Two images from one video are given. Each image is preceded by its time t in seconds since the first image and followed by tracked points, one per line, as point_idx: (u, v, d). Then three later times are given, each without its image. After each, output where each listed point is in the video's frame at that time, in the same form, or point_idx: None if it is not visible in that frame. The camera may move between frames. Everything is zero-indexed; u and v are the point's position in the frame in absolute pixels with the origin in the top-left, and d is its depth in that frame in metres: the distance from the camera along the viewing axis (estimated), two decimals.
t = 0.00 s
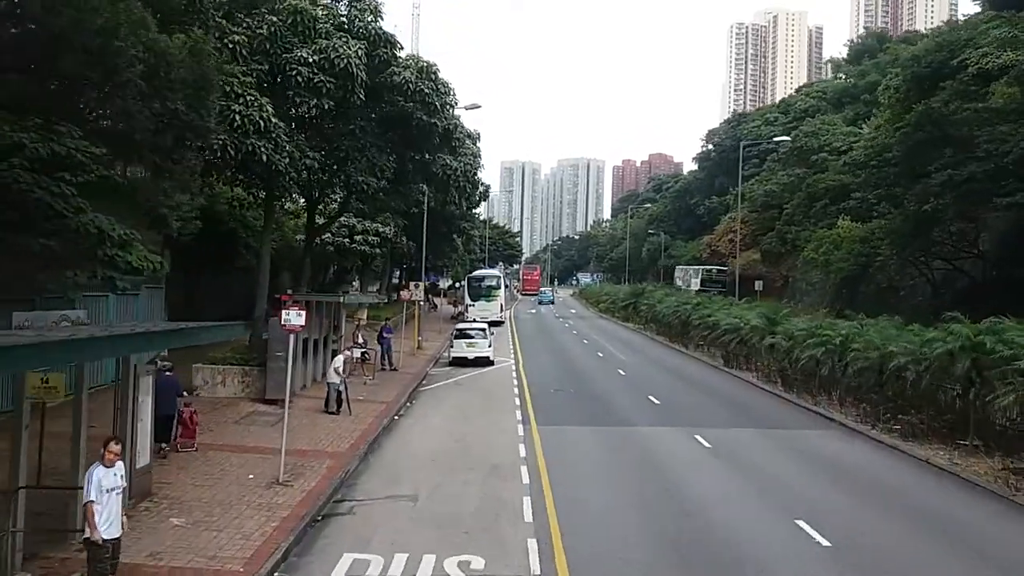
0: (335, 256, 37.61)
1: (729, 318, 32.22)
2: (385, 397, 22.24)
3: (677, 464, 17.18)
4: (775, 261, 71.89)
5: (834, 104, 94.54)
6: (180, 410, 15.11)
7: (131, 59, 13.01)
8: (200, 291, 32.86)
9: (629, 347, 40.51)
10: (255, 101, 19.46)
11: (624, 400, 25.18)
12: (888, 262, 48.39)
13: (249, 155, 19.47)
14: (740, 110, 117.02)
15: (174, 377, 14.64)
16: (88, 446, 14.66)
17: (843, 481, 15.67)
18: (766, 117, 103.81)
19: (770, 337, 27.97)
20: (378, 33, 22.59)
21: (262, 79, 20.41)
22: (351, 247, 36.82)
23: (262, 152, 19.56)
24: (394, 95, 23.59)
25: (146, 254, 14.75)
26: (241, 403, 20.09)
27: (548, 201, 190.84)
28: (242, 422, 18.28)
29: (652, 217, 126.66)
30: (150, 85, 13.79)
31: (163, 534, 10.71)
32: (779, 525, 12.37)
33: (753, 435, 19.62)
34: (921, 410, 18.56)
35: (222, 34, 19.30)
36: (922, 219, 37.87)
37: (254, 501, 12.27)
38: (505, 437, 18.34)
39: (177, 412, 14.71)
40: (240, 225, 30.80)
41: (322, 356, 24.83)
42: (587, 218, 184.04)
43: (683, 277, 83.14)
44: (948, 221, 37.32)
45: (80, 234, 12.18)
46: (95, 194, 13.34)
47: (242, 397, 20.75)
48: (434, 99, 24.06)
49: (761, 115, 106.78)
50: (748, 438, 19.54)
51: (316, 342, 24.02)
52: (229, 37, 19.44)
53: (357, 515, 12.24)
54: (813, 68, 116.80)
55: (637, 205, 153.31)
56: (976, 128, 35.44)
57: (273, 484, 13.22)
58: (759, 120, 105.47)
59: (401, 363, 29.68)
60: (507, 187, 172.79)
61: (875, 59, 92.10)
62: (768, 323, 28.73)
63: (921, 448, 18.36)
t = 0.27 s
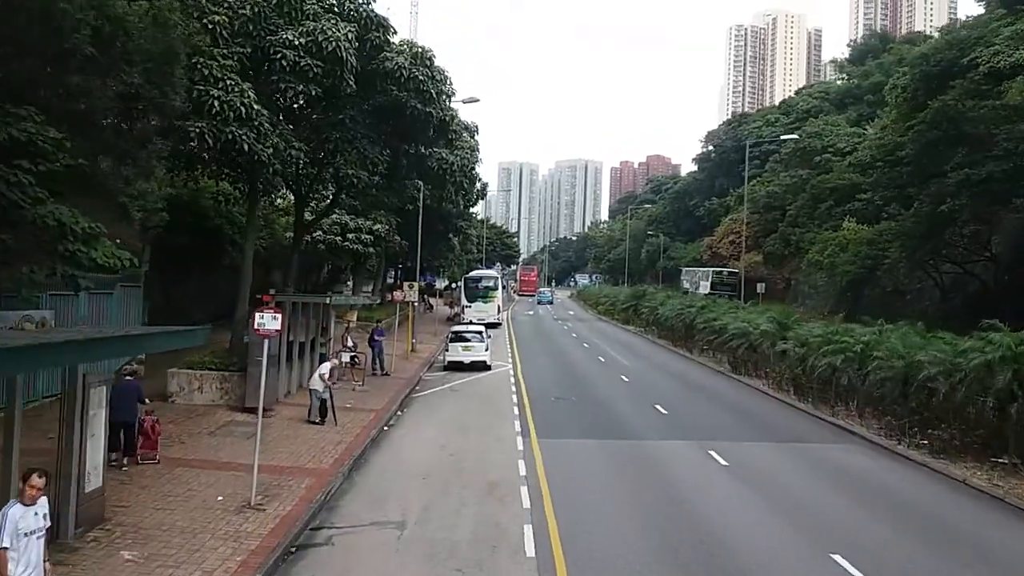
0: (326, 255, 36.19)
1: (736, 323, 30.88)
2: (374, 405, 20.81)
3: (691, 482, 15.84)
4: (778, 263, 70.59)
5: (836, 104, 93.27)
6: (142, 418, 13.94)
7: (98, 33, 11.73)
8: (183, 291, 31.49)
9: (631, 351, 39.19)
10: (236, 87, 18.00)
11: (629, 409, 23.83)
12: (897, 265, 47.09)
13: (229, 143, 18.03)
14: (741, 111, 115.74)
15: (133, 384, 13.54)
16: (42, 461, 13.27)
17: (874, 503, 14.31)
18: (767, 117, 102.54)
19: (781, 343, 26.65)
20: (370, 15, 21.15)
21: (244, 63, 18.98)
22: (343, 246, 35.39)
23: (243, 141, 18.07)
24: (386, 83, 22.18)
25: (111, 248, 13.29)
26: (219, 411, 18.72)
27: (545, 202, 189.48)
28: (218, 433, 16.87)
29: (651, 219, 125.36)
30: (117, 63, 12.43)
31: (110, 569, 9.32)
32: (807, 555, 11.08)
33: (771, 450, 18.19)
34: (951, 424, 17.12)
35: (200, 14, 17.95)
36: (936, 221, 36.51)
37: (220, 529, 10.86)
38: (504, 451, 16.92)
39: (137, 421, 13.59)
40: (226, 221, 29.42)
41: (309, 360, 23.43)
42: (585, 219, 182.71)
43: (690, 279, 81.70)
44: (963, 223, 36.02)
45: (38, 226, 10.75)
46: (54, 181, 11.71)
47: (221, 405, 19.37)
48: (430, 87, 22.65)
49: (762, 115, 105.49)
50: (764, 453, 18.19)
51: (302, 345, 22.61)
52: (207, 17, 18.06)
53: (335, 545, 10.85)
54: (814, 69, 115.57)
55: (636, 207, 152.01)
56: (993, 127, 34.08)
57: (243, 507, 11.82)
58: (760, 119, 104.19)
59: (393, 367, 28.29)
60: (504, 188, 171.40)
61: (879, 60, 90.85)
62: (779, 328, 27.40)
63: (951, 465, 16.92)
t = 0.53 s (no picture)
0: (317, 253, 34.87)
1: (744, 327, 29.62)
2: (363, 413, 19.43)
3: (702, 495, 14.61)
4: (780, 265, 69.41)
5: (838, 105, 92.09)
6: (97, 427, 12.88)
7: None
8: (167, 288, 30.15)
9: (632, 354, 37.95)
10: (215, 70, 16.70)
11: (633, 416, 22.58)
12: (904, 268, 45.88)
13: (208, 132, 16.69)
14: (741, 112, 114.56)
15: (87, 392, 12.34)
16: None
17: (907, 524, 13.05)
18: (767, 118, 101.25)
19: (793, 348, 25.39)
20: None
21: (224, 46, 17.68)
22: (335, 244, 34.08)
23: (222, 128, 16.72)
24: (379, 71, 20.92)
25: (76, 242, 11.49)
26: (195, 420, 17.42)
27: (542, 203, 188.23)
28: (192, 444, 15.54)
29: (650, 220, 124.22)
30: (77, 39, 11.17)
31: None
32: None
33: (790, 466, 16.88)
34: (987, 438, 15.77)
35: None
36: (949, 222, 35.32)
37: (181, 562, 9.55)
38: (502, 465, 15.54)
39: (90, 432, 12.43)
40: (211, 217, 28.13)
41: (295, 364, 22.10)
42: (582, 221, 181.60)
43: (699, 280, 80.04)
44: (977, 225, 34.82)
45: None
46: None
47: (198, 413, 18.07)
48: (424, 74, 21.35)
49: (762, 116, 104.25)
50: (782, 467, 16.91)
51: (287, 349, 21.29)
52: None
53: None
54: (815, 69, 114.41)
55: (633, 208, 150.96)
56: (1010, 124, 32.89)
57: (210, 536, 10.52)
58: (759, 120, 102.78)
59: (385, 370, 26.97)
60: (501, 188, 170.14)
61: (881, 61, 89.81)
62: (791, 332, 26.15)
63: (985, 482, 15.58)
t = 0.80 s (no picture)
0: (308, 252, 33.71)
1: (751, 330, 28.49)
2: (352, 421, 18.27)
3: (713, 509, 13.53)
4: (781, 266, 68.32)
5: (839, 104, 91.04)
6: (51, 438, 11.75)
7: None
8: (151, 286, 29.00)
9: (632, 357, 36.85)
10: (191, 52, 15.53)
11: (637, 422, 21.47)
12: (912, 268, 44.78)
13: (184, 120, 15.46)
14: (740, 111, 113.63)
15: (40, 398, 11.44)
16: None
17: (942, 546, 11.90)
18: (768, 118, 100.19)
19: (804, 352, 24.26)
20: None
21: (201, 28, 16.51)
22: (327, 243, 32.91)
23: (199, 116, 15.51)
24: (370, 58, 19.77)
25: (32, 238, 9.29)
26: (171, 430, 16.25)
27: (540, 203, 187.09)
28: (164, 458, 14.34)
29: (649, 220, 123.15)
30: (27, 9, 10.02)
31: None
32: None
33: (808, 479, 15.74)
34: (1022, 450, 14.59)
35: None
36: (961, 221, 34.28)
37: None
38: (499, 480, 14.37)
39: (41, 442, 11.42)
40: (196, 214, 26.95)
41: (280, 368, 20.94)
42: (580, 221, 180.51)
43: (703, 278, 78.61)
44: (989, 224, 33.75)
45: None
46: None
47: (174, 422, 16.88)
48: (417, 61, 20.19)
49: (762, 115, 103.19)
50: (798, 479, 15.79)
51: (273, 352, 20.14)
52: None
53: None
54: (815, 69, 113.38)
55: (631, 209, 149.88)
56: None
57: (170, 568, 9.32)
58: (759, 120, 101.70)
59: (377, 375, 25.79)
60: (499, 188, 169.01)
61: (883, 59, 88.84)
62: (802, 335, 25.02)
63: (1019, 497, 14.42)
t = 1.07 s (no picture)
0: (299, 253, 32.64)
1: (758, 332, 27.49)
2: (341, 431, 17.21)
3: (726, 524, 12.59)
4: (782, 266, 67.37)
5: (839, 103, 90.10)
6: (4, 451, 10.81)
7: None
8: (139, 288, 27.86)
9: (633, 359, 35.92)
10: (167, 38, 14.52)
11: (641, 427, 20.53)
12: (918, 267, 43.79)
13: (160, 112, 14.42)
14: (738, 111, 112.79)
15: None
16: None
17: (982, 568, 10.85)
18: (767, 116, 99.20)
19: (817, 356, 23.21)
20: None
21: (179, 12, 15.50)
22: (318, 243, 31.85)
23: (175, 107, 14.49)
24: (360, 46, 18.77)
25: None
26: (147, 442, 15.19)
27: (537, 204, 186.00)
28: (136, 474, 13.28)
29: (646, 220, 122.23)
30: None
31: None
32: None
33: (825, 491, 14.75)
34: None
35: None
36: (972, 218, 33.37)
37: None
38: (497, 495, 13.35)
39: None
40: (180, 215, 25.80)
41: (268, 373, 19.90)
42: (577, 222, 179.54)
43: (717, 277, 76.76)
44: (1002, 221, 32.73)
45: None
46: None
47: (152, 433, 15.83)
48: (410, 50, 19.22)
49: (760, 114, 102.22)
50: (816, 491, 14.82)
51: (259, 358, 19.09)
52: None
53: None
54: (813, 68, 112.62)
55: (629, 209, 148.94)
56: None
57: None
58: (758, 118, 100.66)
59: (371, 380, 24.77)
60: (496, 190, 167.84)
61: (883, 56, 88.04)
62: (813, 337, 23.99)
63: None
